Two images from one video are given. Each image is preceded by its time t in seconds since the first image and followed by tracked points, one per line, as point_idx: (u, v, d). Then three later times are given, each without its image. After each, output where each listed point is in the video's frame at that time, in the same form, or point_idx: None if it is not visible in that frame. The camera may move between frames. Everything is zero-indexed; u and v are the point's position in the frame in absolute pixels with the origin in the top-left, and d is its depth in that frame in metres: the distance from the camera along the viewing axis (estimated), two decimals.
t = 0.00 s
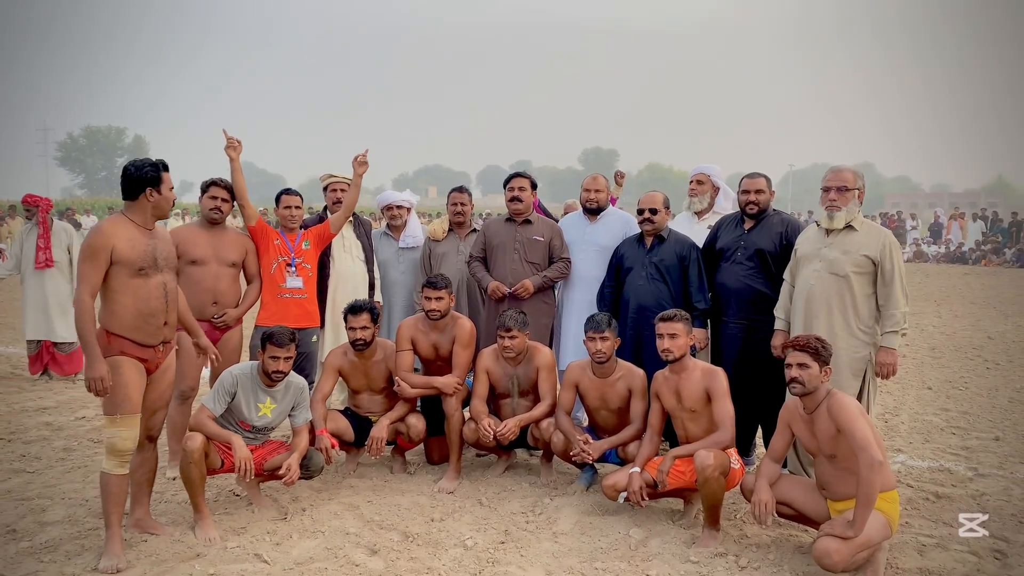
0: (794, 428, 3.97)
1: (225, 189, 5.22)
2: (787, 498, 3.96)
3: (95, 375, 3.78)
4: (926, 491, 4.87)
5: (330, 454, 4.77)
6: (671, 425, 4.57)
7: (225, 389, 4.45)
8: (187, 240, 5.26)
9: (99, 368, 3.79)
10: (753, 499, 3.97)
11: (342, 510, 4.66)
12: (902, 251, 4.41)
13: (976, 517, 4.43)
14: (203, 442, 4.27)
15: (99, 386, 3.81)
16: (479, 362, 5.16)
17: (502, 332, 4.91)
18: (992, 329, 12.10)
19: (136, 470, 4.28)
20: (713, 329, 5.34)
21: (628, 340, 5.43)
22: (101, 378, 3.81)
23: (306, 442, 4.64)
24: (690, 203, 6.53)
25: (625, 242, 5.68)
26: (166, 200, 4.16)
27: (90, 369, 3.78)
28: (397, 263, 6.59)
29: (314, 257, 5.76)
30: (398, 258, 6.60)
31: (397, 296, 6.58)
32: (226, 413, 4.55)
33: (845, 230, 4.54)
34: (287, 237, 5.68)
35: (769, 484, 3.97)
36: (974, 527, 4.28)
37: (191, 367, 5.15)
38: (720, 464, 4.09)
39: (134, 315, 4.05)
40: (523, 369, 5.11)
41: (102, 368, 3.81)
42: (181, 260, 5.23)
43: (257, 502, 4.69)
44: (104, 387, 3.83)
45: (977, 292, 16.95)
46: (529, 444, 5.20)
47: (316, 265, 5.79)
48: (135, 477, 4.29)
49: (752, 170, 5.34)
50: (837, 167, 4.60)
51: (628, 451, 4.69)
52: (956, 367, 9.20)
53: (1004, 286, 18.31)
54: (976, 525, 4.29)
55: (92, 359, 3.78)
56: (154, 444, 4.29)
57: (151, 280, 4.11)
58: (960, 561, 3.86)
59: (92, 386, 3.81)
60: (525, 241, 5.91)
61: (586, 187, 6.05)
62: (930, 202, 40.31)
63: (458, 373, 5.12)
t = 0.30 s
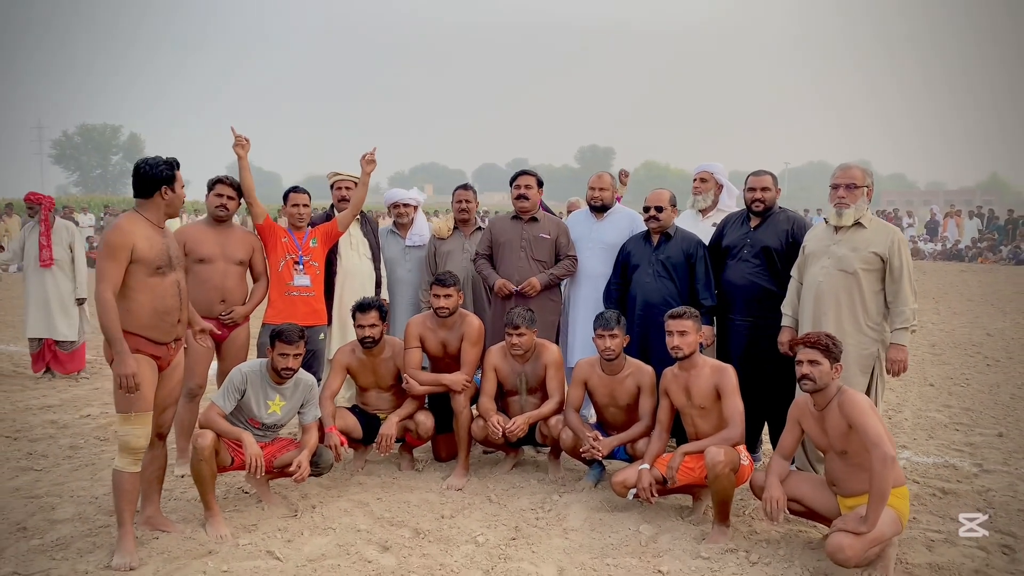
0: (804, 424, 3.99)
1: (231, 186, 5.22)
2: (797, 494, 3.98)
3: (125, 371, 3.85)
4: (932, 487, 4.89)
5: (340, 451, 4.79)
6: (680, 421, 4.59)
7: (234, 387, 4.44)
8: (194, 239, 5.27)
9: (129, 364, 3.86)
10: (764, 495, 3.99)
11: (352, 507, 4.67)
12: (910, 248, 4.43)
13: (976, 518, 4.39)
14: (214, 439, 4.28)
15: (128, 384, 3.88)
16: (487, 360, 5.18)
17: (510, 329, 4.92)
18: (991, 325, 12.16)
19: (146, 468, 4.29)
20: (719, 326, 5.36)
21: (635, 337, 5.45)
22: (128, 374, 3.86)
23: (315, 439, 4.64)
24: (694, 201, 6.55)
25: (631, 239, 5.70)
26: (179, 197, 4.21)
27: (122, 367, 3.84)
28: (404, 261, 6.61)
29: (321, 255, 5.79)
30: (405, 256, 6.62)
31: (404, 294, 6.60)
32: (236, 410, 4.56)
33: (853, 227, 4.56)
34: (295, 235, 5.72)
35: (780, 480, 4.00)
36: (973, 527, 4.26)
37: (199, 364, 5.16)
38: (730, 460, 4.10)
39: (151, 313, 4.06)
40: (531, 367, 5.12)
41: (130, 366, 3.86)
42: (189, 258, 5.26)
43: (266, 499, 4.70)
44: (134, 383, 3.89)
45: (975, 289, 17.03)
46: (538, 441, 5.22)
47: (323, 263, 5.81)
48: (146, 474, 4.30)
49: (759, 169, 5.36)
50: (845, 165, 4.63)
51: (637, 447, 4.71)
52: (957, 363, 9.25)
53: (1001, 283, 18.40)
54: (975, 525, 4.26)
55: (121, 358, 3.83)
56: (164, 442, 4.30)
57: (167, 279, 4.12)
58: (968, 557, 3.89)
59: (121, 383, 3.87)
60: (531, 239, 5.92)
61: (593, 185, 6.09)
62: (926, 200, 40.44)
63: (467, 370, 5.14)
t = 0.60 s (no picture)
0: (814, 419, 4.02)
1: (238, 183, 5.21)
2: (808, 488, 4.01)
3: (146, 368, 3.88)
4: (939, 481, 4.93)
5: (349, 447, 4.80)
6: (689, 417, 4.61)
7: (245, 383, 4.45)
8: (200, 236, 5.26)
9: (150, 361, 3.88)
10: (775, 490, 4.02)
11: (362, 503, 4.67)
12: (919, 243, 4.45)
13: (976, 518, 4.34)
14: (225, 436, 4.28)
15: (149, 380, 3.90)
16: (495, 356, 5.18)
17: (518, 325, 4.93)
18: (989, 321, 12.24)
19: (157, 465, 4.30)
20: (725, 322, 5.35)
21: (643, 333, 5.47)
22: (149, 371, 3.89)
23: (325, 435, 4.65)
24: (699, 197, 6.55)
25: (638, 235, 5.72)
26: (187, 192, 4.19)
27: (143, 364, 3.86)
28: (410, 258, 6.62)
29: (329, 252, 5.80)
30: (411, 253, 6.63)
31: (410, 292, 6.62)
32: (247, 406, 4.56)
33: (863, 223, 4.59)
34: (303, 232, 5.74)
35: (790, 474, 4.03)
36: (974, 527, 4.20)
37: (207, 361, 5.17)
38: (741, 455, 4.12)
39: (165, 310, 4.04)
40: (539, 363, 5.13)
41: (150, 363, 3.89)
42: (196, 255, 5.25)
43: (276, 495, 4.70)
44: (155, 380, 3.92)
45: (972, 285, 17.13)
46: (546, 436, 5.23)
47: (331, 260, 5.82)
48: (156, 471, 4.31)
49: (764, 164, 5.36)
50: (855, 160, 4.67)
51: (646, 442, 4.74)
52: (957, 359, 9.31)
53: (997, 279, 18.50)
54: (974, 524, 4.21)
55: (143, 355, 3.86)
56: (175, 439, 4.31)
57: (180, 276, 4.12)
58: (977, 550, 3.92)
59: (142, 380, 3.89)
60: (538, 235, 5.93)
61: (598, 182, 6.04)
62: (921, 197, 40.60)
63: (475, 366, 5.16)
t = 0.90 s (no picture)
0: (818, 413, 4.02)
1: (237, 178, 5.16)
2: (811, 483, 4.00)
3: (136, 365, 3.84)
4: (941, 475, 4.92)
5: (349, 444, 4.77)
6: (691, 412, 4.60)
7: (245, 380, 4.40)
8: (198, 231, 5.23)
9: (139, 358, 3.85)
10: (779, 484, 4.01)
11: (363, 500, 4.64)
12: (922, 237, 4.45)
13: (976, 517, 4.26)
14: (224, 433, 4.25)
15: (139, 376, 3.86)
16: (496, 352, 5.16)
17: (519, 321, 4.91)
18: (985, 316, 12.29)
19: (155, 462, 4.27)
20: (726, 317, 5.32)
21: (643, 329, 5.45)
22: (140, 366, 3.85)
23: (325, 432, 4.62)
24: (699, 193, 6.52)
25: (638, 231, 5.69)
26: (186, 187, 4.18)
27: (131, 361, 3.83)
28: (408, 254, 6.58)
29: (328, 248, 5.76)
30: (408, 248, 6.59)
31: (408, 287, 6.58)
32: (246, 403, 4.52)
33: (866, 217, 4.58)
34: (301, 228, 5.70)
35: (794, 469, 4.02)
36: (975, 527, 4.13)
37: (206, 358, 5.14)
38: (744, 450, 4.11)
39: (160, 306, 4.01)
40: (539, 359, 5.11)
41: (140, 359, 3.85)
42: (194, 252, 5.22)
43: (276, 492, 4.67)
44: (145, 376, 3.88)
45: (966, 281, 17.19)
46: (546, 433, 5.21)
47: (330, 256, 5.78)
48: (155, 468, 4.27)
49: (763, 159, 5.31)
50: (859, 155, 4.66)
51: (648, 438, 4.72)
52: (954, 354, 9.34)
53: (991, 275, 18.57)
54: (974, 523, 4.14)
55: (131, 351, 3.81)
56: (173, 436, 4.28)
57: (176, 271, 4.07)
58: (980, 544, 3.92)
59: (130, 376, 3.86)
60: (537, 231, 5.91)
61: (598, 177, 6.02)
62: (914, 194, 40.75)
63: (475, 362, 5.13)
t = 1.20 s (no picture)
0: (816, 410, 3.91)
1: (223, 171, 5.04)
2: (810, 481, 3.90)
3: (106, 362, 3.72)
4: (940, 474, 4.83)
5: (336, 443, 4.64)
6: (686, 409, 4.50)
7: (229, 378, 4.27)
8: (182, 225, 5.12)
9: (109, 355, 3.73)
10: (777, 483, 3.91)
11: (350, 501, 4.53)
12: (923, 230, 4.36)
13: (976, 517, 4.16)
14: (207, 432, 4.12)
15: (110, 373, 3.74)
16: (487, 348, 5.04)
17: (510, 316, 4.79)
18: (981, 312, 12.24)
19: (135, 462, 4.14)
20: (721, 312, 5.22)
21: (637, 325, 5.34)
22: (112, 364, 3.74)
23: (312, 431, 4.49)
24: (694, 186, 6.44)
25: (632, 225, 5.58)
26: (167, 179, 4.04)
27: (101, 358, 3.71)
28: (397, 247, 6.46)
29: (315, 242, 5.62)
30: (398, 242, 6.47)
31: (396, 282, 6.45)
32: (230, 402, 4.38)
33: (866, 210, 4.48)
34: (288, 222, 5.57)
35: (792, 467, 3.91)
36: (975, 527, 4.04)
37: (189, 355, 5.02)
38: (741, 449, 4.00)
39: (135, 302, 3.90)
40: (531, 355, 5.00)
41: (110, 357, 3.73)
42: (178, 246, 5.10)
43: (261, 493, 4.55)
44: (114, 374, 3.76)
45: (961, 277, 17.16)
46: (538, 431, 5.10)
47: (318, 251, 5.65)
48: (134, 468, 4.15)
49: (762, 151, 5.21)
50: (858, 146, 4.56)
51: (643, 436, 4.62)
52: (951, 349, 9.28)
53: (986, 271, 18.55)
54: (974, 523, 4.05)
55: (100, 347, 3.70)
56: (153, 435, 4.16)
57: (152, 266, 3.96)
58: (982, 544, 3.83)
59: (100, 374, 3.74)
60: (529, 225, 5.79)
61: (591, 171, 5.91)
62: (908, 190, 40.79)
63: (466, 359, 5.01)
